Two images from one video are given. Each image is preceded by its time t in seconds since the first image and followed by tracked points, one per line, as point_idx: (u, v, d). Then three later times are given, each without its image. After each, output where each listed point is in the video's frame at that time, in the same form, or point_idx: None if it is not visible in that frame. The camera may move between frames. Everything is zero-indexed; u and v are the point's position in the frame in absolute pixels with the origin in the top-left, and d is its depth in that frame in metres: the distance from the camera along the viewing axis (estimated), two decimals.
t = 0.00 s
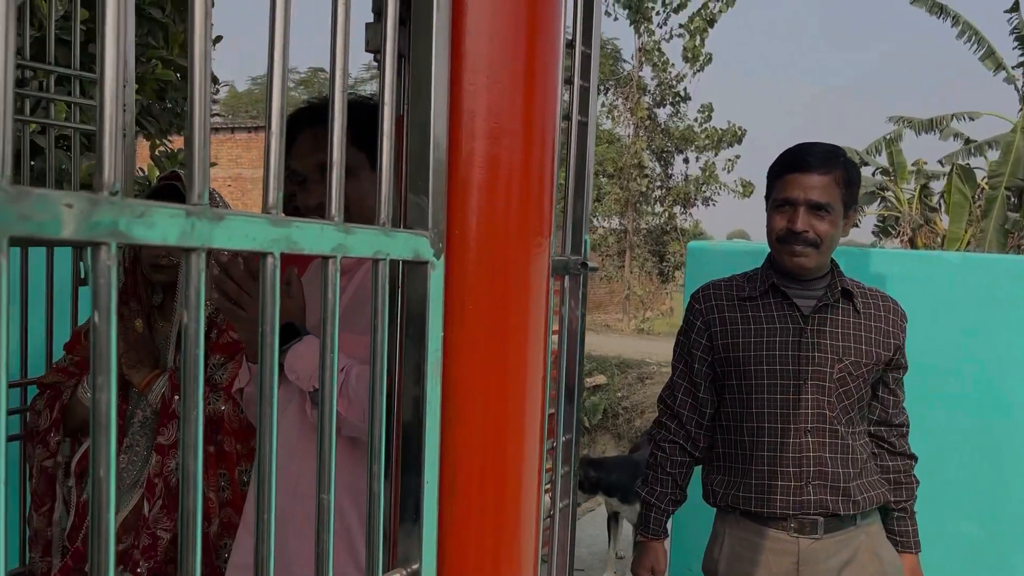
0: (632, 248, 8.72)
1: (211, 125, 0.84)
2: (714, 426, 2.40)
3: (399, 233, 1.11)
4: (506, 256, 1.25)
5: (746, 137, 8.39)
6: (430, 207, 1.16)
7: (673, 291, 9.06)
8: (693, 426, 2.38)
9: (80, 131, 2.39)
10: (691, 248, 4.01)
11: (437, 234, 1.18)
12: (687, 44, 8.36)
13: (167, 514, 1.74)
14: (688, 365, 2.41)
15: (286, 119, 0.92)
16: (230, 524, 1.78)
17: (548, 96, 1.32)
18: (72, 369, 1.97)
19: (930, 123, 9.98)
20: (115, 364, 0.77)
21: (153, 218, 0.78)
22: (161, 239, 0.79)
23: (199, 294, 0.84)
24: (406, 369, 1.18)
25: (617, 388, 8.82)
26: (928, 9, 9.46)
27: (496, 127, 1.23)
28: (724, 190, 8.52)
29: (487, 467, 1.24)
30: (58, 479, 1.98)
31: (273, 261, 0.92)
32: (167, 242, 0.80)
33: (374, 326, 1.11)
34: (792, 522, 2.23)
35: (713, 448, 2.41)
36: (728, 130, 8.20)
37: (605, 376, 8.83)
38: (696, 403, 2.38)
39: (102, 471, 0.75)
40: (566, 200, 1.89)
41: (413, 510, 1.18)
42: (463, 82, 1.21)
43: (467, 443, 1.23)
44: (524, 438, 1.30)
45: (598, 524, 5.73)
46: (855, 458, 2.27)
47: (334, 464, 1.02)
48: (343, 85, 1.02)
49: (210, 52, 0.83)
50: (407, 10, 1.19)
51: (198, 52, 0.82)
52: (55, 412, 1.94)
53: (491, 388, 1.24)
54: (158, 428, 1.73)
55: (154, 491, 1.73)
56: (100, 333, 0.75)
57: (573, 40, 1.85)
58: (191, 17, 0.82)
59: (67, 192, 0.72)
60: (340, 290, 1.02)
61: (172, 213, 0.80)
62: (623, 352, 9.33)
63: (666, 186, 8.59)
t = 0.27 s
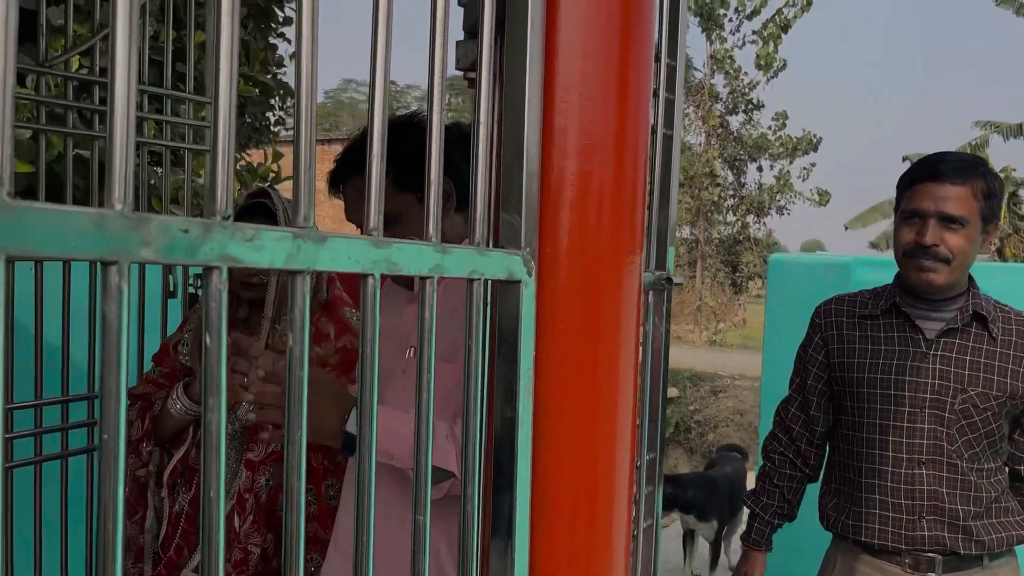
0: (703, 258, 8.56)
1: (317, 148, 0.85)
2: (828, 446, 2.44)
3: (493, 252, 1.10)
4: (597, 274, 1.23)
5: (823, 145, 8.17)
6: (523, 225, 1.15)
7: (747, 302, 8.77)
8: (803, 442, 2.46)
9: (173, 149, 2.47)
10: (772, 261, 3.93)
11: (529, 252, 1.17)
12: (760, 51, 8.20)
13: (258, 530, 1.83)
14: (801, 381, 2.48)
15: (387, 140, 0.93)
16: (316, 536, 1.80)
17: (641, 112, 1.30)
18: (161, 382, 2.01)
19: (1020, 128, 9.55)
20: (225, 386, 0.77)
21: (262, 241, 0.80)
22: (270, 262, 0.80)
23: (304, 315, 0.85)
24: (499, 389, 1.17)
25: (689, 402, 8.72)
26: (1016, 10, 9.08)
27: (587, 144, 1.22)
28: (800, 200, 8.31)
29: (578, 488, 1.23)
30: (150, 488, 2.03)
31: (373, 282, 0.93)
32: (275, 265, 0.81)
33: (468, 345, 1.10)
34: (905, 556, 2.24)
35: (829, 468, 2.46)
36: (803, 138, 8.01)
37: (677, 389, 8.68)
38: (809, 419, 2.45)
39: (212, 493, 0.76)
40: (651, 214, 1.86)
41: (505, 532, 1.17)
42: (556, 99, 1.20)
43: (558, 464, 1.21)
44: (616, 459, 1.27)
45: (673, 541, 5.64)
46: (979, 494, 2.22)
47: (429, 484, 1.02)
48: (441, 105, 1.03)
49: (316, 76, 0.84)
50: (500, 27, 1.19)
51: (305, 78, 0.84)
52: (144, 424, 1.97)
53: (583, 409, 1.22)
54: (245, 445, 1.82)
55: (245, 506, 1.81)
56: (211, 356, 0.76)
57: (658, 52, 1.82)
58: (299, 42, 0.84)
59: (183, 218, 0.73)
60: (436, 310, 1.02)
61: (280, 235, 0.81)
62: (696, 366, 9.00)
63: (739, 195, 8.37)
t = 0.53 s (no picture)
0: (762, 266, 8.42)
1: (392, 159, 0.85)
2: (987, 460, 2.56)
3: (564, 262, 1.09)
4: (668, 284, 1.21)
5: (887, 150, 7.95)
6: (593, 235, 1.14)
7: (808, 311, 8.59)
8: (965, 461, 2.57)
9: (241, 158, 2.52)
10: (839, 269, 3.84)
11: (599, 261, 1.15)
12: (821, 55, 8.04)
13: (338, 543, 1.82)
14: (965, 398, 2.62)
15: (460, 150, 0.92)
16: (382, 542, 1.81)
17: (713, 119, 1.27)
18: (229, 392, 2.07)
19: None
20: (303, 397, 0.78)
21: (340, 251, 0.80)
22: (347, 272, 0.81)
23: (379, 325, 0.85)
24: (568, 400, 1.16)
25: (747, 412, 8.61)
26: None
27: (658, 152, 1.20)
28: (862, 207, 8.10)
29: (649, 501, 1.21)
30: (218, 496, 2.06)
31: (447, 292, 0.92)
32: (352, 275, 0.81)
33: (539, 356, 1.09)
34: None
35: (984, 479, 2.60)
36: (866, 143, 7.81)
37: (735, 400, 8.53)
38: (970, 437, 2.57)
39: (290, 503, 0.76)
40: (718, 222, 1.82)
41: (575, 545, 1.16)
42: (626, 108, 1.19)
43: (628, 476, 1.20)
44: (688, 473, 1.25)
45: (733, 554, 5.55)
46: None
47: (500, 496, 1.02)
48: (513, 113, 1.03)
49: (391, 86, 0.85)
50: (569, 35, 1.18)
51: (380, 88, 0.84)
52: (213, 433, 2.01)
53: (654, 421, 1.20)
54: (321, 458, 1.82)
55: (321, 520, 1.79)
56: (289, 366, 0.76)
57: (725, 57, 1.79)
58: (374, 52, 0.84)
59: (264, 229, 0.74)
60: (508, 320, 1.01)
61: (357, 245, 0.81)
62: (755, 375, 8.83)
63: (798, 202, 8.21)
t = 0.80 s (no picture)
0: (801, 271, 8.31)
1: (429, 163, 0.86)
2: None
3: (600, 267, 1.09)
4: (706, 289, 1.20)
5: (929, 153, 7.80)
6: (629, 239, 1.14)
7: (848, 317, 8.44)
8: None
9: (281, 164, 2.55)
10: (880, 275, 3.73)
11: (635, 266, 1.15)
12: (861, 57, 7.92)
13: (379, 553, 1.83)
14: None
15: (497, 155, 0.93)
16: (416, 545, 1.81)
17: (751, 122, 1.26)
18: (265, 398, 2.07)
19: None
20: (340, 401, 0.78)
21: (377, 257, 0.80)
22: (384, 277, 0.81)
23: (415, 330, 0.85)
24: (604, 406, 1.15)
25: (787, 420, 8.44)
26: None
27: (695, 156, 1.19)
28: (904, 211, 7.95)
29: (685, 508, 1.19)
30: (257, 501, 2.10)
31: (482, 297, 0.93)
32: (389, 280, 0.82)
33: (574, 362, 1.09)
34: None
35: None
36: (908, 146, 7.68)
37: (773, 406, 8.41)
38: None
39: (327, 506, 0.77)
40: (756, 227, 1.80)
41: (610, 551, 1.15)
42: (663, 112, 1.18)
43: (664, 482, 1.18)
44: (725, 480, 1.23)
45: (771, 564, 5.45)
46: None
47: (535, 501, 1.02)
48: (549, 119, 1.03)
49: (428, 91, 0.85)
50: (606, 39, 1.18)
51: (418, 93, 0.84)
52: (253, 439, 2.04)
53: (691, 427, 1.19)
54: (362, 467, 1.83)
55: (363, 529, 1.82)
56: (327, 370, 0.77)
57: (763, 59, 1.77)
58: (411, 58, 0.85)
59: (301, 234, 0.74)
60: (543, 325, 1.01)
61: (394, 250, 0.82)
62: (794, 382, 8.69)
63: (838, 207, 8.13)
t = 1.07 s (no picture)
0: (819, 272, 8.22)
1: (441, 164, 0.86)
2: None
3: (612, 266, 1.09)
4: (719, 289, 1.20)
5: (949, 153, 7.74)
6: (642, 239, 1.14)
7: (867, 318, 8.39)
8: None
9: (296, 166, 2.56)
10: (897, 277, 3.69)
11: (648, 266, 1.15)
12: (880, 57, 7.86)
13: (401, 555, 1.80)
14: None
15: (508, 155, 0.93)
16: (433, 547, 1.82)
17: (764, 120, 1.26)
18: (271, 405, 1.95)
19: None
20: (352, 399, 0.79)
21: (388, 256, 0.81)
22: (396, 276, 0.82)
23: (427, 328, 0.86)
24: (617, 405, 1.15)
25: (804, 422, 8.40)
26: None
27: (708, 155, 1.19)
28: (924, 211, 7.89)
29: (699, 508, 1.19)
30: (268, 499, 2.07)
31: (494, 296, 0.93)
32: (401, 279, 0.82)
33: (587, 361, 1.09)
34: None
35: None
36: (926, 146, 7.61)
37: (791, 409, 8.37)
38: None
39: (339, 503, 0.78)
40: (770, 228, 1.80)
41: (624, 550, 1.15)
42: (675, 111, 1.18)
43: (678, 482, 1.18)
44: (739, 480, 1.23)
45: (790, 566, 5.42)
46: None
47: (548, 499, 1.02)
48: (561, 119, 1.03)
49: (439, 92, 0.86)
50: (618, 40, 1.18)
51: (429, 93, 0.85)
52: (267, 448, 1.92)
53: (704, 427, 1.19)
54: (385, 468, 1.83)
55: (387, 530, 1.81)
56: (339, 368, 0.77)
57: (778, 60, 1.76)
58: (423, 60, 0.85)
59: (314, 233, 0.75)
60: (555, 325, 1.02)
61: (405, 249, 0.82)
62: (812, 384, 8.63)
63: (857, 208, 8.01)
